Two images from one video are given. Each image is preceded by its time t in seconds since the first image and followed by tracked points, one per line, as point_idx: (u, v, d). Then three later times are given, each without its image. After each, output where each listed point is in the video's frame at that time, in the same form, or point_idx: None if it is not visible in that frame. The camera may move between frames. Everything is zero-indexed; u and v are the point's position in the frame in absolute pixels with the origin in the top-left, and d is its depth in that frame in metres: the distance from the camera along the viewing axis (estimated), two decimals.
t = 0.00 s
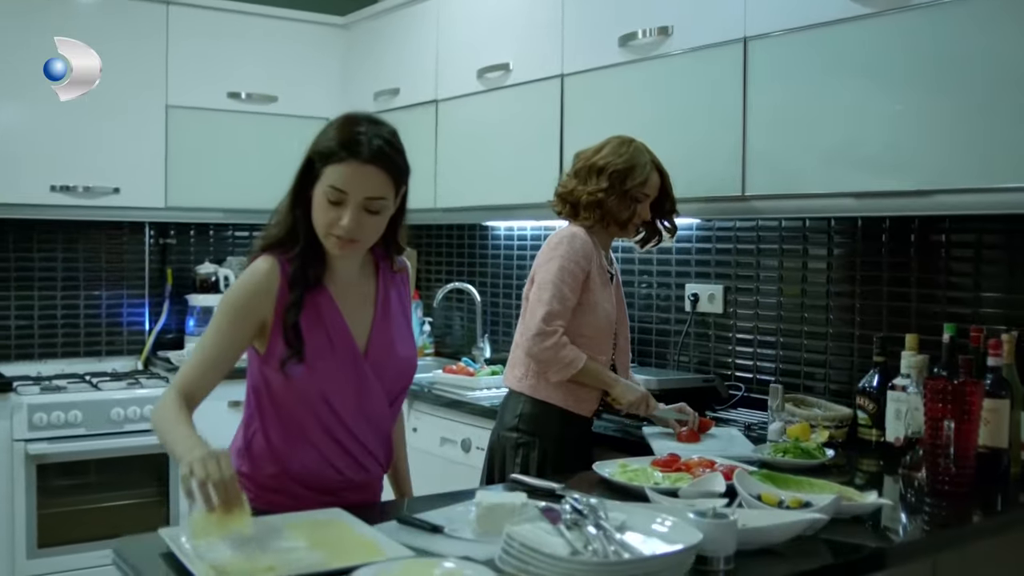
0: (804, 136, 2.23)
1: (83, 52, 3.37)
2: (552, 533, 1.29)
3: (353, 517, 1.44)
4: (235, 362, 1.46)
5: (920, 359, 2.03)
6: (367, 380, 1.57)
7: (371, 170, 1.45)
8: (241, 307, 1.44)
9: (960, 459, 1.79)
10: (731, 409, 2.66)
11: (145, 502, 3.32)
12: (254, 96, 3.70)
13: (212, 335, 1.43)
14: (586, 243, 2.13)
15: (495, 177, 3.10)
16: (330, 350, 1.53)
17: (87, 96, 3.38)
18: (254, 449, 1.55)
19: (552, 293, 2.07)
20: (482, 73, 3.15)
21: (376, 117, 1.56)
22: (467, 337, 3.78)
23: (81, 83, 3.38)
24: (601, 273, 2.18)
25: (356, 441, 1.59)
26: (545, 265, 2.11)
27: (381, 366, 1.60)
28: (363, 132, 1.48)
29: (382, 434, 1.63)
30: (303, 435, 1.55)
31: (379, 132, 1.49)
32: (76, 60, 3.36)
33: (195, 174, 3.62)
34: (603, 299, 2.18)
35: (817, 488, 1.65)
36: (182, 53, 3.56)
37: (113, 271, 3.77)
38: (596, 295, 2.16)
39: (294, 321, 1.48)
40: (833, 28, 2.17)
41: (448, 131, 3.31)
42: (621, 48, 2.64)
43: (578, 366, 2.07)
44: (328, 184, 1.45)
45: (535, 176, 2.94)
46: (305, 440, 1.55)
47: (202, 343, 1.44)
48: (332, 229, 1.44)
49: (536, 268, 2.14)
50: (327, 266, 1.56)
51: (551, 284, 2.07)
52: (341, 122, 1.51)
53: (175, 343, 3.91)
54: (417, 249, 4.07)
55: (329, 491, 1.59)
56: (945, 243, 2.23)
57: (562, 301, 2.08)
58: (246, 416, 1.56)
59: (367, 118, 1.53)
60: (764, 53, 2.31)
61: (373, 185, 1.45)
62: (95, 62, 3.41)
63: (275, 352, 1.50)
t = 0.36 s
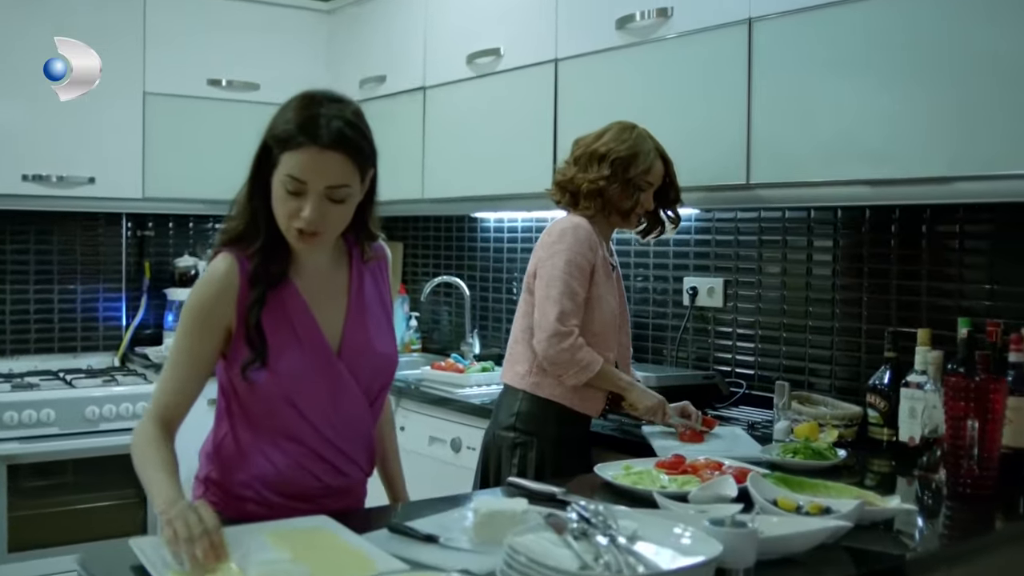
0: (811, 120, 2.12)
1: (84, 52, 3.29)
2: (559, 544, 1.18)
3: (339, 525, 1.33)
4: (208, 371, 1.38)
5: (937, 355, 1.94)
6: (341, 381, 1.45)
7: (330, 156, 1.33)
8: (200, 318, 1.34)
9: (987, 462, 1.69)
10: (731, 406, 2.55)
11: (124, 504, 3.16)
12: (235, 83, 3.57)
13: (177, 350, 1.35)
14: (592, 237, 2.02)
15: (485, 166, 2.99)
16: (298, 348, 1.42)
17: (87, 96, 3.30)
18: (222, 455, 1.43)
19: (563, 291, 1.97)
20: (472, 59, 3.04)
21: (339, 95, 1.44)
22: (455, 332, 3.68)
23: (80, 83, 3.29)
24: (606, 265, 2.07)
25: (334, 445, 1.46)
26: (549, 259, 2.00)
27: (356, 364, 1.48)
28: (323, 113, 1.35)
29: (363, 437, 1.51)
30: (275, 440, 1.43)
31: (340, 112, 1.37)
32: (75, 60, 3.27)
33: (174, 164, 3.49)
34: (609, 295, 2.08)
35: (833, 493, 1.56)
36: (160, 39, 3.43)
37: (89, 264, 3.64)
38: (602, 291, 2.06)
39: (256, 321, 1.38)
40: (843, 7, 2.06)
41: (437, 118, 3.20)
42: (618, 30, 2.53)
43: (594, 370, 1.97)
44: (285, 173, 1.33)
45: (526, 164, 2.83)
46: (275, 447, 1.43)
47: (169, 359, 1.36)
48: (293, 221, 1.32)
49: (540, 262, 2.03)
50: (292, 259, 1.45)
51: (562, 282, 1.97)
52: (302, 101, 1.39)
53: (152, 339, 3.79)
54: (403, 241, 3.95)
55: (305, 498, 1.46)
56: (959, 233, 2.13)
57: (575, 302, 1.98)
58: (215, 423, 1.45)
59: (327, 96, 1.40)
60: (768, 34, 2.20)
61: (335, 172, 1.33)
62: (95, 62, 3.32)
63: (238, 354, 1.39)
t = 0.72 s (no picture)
0: (811, 106, 2.05)
1: (83, 52, 3.23)
2: (564, 553, 1.12)
3: (329, 532, 1.26)
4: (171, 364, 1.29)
5: (946, 348, 1.88)
6: (319, 377, 1.38)
7: (307, 143, 1.25)
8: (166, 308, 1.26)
9: (1003, 459, 1.63)
10: (731, 401, 2.50)
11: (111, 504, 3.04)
12: (218, 73, 3.49)
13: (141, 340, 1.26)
14: (588, 226, 1.95)
15: (476, 156, 2.92)
16: (275, 345, 1.35)
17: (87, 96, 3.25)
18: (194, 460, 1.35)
19: (552, 278, 1.89)
20: (461, 47, 2.96)
21: (313, 77, 1.37)
22: (445, 327, 3.61)
23: (80, 83, 3.24)
24: (601, 255, 2.01)
25: (313, 446, 1.39)
26: (542, 245, 1.93)
27: (336, 361, 1.41)
28: (296, 96, 1.28)
29: (342, 437, 1.44)
30: (252, 443, 1.35)
31: (316, 97, 1.30)
32: (75, 60, 3.22)
33: (156, 157, 3.41)
34: (604, 285, 2.01)
35: (844, 493, 1.49)
36: (140, 28, 3.34)
37: (70, 258, 3.56)
38: (596, 281, 1.99)
39: (229, 316, 1.30)
40: None
41: (426, 107, 3.12)
42: (612, 16, 2.46)
43: (571, 360, 1.90)
44: (256, 161, 1.25)
45: (518, 154, 2.76)
46: (250, 449, 1.35)
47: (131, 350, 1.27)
48: (265, 212, 1.24)
49: (534, 247, 1.96)
50: (266, 252, 1.38)
51: (551, 267, 1.89)
52: (274, 84, 1.31)
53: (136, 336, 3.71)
54: (392, 234, 3.87)
55: (283, 504, 1.38)
56: (966, 222, 2.07)
57: (558, 288, 1.90)
58: (186, 427, 1.37)
59: (300, 79, 1.33)
60: (769, 17, 2.12)
61: (310, 159, 1.25)
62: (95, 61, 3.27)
63: (210, 353, 1.31)
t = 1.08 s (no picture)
0: (806, 99, 2.02)
1: (84, 52, 3.22)
2: (565, 558, 1.09)
3: (320, 538, 1.22)
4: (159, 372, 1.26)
5: (946, 344, 1.87)
6: (300, 381, 1.34)
7: (285, 143, 1.20)
8: (147, 319, 1.21)
9: (1005, 456, 1.61)
10: (725, 400, 2.49)
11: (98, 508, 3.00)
12: (201, 71, 3.44)
13: (123, 353, 1.22)
14: (580, 224, 1.92)
15: (464, 153, 2.88)
16: (255, 350, 1.30)
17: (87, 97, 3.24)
18: (174, 468, 1.31)
19: (548, 283, 1.86)
20: (448, 42, 2.92)
21: (295, 75, 1.32)
22: (434, 326, 3.57)
23: (80, 83, 3.23)
24: (594, 252, 1.97)
25: (297, 451, 1.35)
26: (533, 246, 1.90)
27: (316, 363, 1.38)
28: (275, 94, 1.23)
29: (327, 440, 1.41)
30: (234, 450, 1.31)
31: (294, 94, 1.25)
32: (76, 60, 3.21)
33: (139, 155, 3.36)
34: (599, 284, 1.98)
35: (846, 492, 1.47)
36: (122, 25, 3.29)
37: (51, 260, 3.50)
38: (590, 278, 1.96)
39: (206, 323, 1.25)
40: None
41: (413, 104, 3.09)
42: (602, 9, 2.43)
43: (578, 363, 1.87)
44: (231, 161, 1.20)
45: (507, 151, 2.73)
46: (232, 457, 1.31)
47: (115, 363, 1.23)
48: (243, 213, 1.20)
49: (526, 250, 1.92)
50: (244, 254, 1.33)
51: (546, 272, 1.86)
52: (249, 81, 1.26)
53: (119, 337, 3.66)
54: (378, 233, 3.83)
55: (267, 510, 1.35)
56: (962, 216, 2.04)
57: (558, 291, 1.88)
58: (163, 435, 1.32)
59: (280, 76, 1.28)
60: (762, 10, 2.09)
61: (290, 160, 1.21)
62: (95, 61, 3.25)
63: (187, 360, 1.26)
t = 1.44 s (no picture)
0: (802, 97, 2.02)
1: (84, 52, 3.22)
2: (567, 559, 1.09)
3: (319, 542, 1.21)
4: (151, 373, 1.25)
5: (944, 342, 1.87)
6: (298, 383, 1.33)
7: (293, 136, 1.20)
8: (142, 317, 1.20)
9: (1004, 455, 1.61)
10: (721, 399, 2.47)
11: (84, 514, 2.98)
12: (193, 72, 3.43)
13: (117, 351, 1.21)
14: (581, 224, 1.91)
15: (458, 154, 2.87)
16: (255, 352, 1.30)
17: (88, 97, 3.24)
18: (171, 472, 1.30)
19: (557, 286, 1.86)
20: (442, 42, 2.91)
21: (293, 68, 1.31)
22: (428, 328, 3.56)
23: (80, 83, 3.23)
24: (593, 252, 1.97)
25: (296, 454, 1.34)
26: (534, 249, 1.89)
27: (314, 365, 1.37)
28: (279, 89, 1.22)
29: (325, 443, 1.40)
30: (232, 454, 1.30)
31: (299, 89, 1.24)
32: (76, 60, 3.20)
33: (133, 157, 3.35)
34: (598, 283, 1.98)
35: (845, 491, 1.47)
36: (116, 26, 3.28)
37: (43, 264, 3.48)
38: (592, 280, 1.96)
39: (204, 325, 1.24)
40: None
41: (406, 104, 3.08)
42: (596, 9, 2.42)
43: (591, 367, 1.87)
44: (240, 157, 1.19)
45: (501, 152, 2.72)
46: (230, 460, 1.30)
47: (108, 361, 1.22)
48: (254, 210, 1.19)
49: (525, 254, 1.92)
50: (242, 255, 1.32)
51: (553, 275, 1.86)
52: (250, 78, 1.25)
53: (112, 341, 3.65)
54: (371, 235, 3.82)
55: (266, 514, 1.34)
56: (957, 214, 2.04)
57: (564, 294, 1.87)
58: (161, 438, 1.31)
59: (280, 72, 1.27)
60: (757, 8, 2.09)
61: (299, 154, 1.20)
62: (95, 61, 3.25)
63: (185, 363, 1.25)
